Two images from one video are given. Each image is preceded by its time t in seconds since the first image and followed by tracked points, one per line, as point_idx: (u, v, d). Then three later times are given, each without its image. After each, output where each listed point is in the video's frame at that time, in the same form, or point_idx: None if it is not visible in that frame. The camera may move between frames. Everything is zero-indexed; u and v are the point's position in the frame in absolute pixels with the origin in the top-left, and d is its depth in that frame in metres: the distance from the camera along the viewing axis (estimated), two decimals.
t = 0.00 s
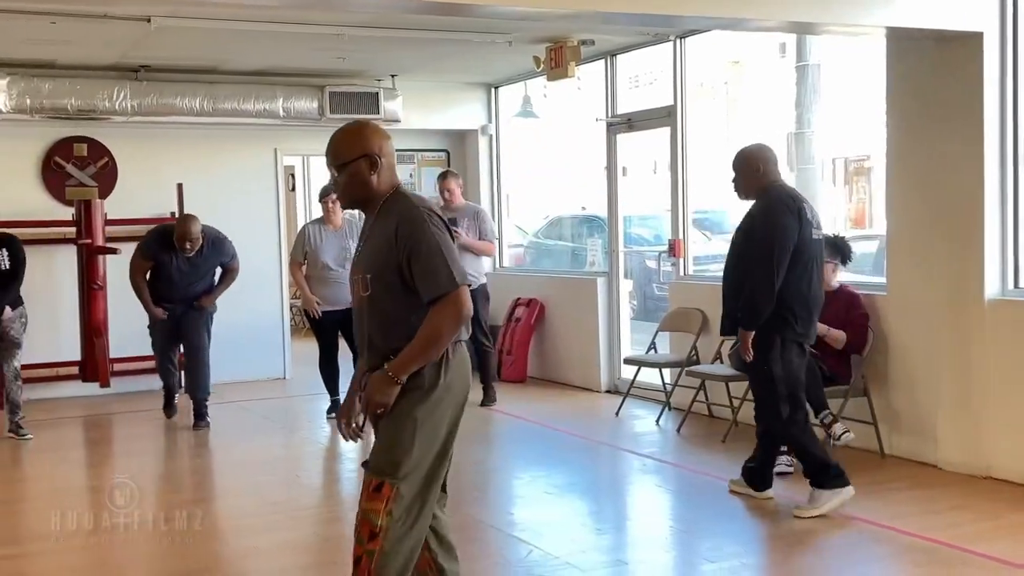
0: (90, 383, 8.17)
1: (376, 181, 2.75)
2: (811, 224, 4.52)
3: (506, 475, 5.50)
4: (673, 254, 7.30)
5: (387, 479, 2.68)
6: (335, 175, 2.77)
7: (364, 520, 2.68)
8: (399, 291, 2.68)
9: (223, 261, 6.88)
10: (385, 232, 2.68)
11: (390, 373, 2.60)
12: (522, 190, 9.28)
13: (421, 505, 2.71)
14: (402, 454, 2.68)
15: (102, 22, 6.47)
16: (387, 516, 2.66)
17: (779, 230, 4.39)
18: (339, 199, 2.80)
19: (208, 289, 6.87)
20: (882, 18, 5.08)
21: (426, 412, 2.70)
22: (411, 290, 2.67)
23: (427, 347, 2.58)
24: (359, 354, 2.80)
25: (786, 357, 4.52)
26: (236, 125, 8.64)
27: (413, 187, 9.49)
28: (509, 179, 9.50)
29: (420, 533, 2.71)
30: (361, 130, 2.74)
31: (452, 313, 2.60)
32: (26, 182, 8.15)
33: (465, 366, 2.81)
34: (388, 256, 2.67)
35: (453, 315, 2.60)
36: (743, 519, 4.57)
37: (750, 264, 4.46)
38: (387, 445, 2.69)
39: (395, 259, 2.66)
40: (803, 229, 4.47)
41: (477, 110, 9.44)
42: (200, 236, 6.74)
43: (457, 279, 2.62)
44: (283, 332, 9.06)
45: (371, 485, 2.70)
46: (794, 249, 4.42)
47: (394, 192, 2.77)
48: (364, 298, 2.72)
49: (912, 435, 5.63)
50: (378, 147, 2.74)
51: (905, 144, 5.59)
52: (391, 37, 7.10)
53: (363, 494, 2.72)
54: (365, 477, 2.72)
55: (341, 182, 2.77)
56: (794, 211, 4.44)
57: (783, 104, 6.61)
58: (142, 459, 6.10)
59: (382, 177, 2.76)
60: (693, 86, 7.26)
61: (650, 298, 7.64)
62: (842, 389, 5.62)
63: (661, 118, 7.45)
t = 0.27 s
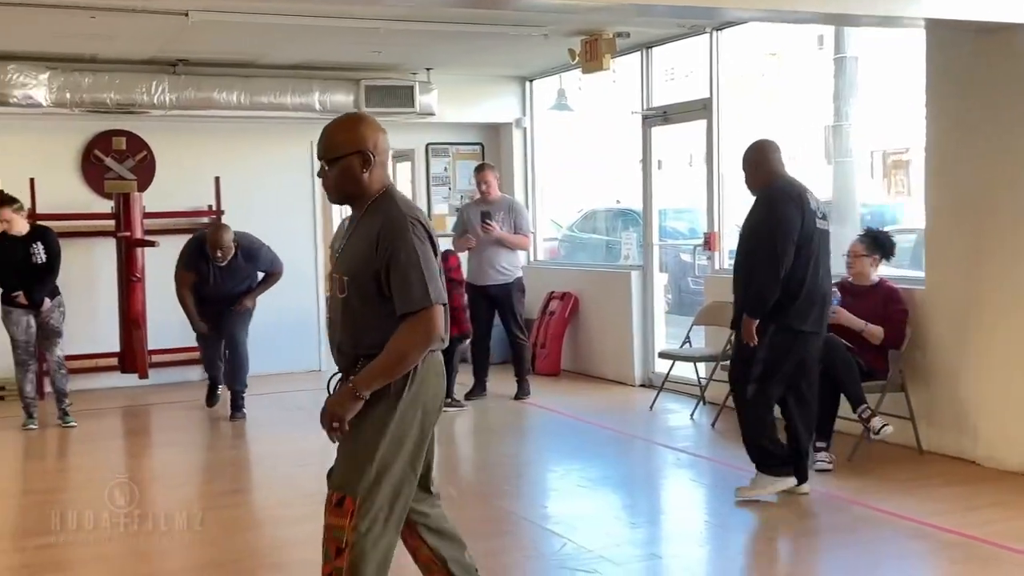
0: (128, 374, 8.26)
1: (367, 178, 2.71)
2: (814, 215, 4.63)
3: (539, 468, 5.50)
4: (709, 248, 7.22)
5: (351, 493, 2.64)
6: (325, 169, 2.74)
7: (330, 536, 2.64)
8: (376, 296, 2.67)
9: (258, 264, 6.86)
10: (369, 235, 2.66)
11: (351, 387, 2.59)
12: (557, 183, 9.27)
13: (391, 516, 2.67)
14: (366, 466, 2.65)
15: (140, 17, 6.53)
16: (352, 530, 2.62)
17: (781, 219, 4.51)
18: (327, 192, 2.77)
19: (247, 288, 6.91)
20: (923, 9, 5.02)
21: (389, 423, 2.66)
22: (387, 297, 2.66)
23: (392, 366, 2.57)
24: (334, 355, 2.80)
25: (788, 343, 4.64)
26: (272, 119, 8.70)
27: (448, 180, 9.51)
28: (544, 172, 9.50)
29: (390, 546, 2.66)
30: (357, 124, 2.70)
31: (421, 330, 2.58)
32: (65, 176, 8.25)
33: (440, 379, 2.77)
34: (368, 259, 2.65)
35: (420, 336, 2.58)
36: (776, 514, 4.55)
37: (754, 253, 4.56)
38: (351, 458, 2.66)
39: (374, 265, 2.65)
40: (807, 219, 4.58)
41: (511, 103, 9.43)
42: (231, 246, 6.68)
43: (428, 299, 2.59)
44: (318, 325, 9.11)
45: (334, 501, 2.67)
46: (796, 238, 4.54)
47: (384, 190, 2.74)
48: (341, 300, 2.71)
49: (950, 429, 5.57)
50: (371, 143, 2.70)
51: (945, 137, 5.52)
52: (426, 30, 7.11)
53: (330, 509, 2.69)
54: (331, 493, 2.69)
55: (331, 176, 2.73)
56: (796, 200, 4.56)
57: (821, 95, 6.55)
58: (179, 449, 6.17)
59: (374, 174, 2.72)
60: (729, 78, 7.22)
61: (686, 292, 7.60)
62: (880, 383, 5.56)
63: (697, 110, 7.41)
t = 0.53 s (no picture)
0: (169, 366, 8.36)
1: (358, 166, 2.58)
2: (813, 214, 4.65)
3: (575, 462, 5.50)
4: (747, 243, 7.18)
5: (366, 494, 2.59)
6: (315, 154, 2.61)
7: (353, 538, 2.62)
8: (360, 286, 2.53)
9: (292, 276, 6.86)
10: (354, 222, 2.52)
11: (315, 378, 2.45)
12: (594, 177, 9.26)
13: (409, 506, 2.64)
14: (375, 465, 2.58)
15: (182, 12, 6.60)
16: (376, 529, 2.60)
17: (774, 222, 4.55)
18: (318, 177, 2.63)
19: (286, 296, 6.96)
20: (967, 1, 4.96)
21: (391, 418, 2.58)
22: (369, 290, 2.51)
23: (359, 360, 2.42)
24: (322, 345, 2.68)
25: (794, 341, 4.67)
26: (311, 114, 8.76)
27: (485, 174, 9.53)
28: (581, 166, 9.49)
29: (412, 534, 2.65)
30: (348, 109, 2.56)
31: (393, 326, 2.43)
32: (108, 169, 8.36)
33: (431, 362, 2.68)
34: (353, 249, 2.51)
35: (390, 331, 2.42)
36: (813, 510, 4.52)
37: (752, 254, 4.61)
38: (356, 459, 2.59)
39: (358, 254, 2.50)
40: (804, 220, 4.61)
41: (549, 97, 9.43)
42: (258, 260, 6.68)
43: (404, 293, 2.43)
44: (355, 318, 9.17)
45: (350, 502, 2.61)
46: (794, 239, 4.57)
47: (375, 177, 2.60)
48: (325, 289, 2.57)
49: (990, 426, 5.51)
50: (363, 129, 2.57)
51: (988, 131, 5.46)
52: (464, 24, 7.13)
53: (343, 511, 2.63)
54: (339, 496, 2.62)
55: (321, 164, 2.61)
56: (793, 202, 4.59)
57: (862, 88, 6.49)
58: (219, 440, 6.23)
59: (364, 161, 2.58)
60: (768, 72, 7.17)
61: (723, 286, 7.57)
62: (919, 379, 5.51)
63: (736, 103, 7.37)
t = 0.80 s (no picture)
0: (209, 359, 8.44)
1: (348, 159, 2.51)
2: (809, 210, 4.67)
3: (611, 457, 5.49)
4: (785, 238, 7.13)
5: (386, 490, 2.47)
6: (308, 151, 2.55)
7: (378, 539, 2.47)
8: (358, 280, 2.46)
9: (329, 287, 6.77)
10: (347, 217, 2.45)
11: (317, 376, 2.38)
12: (631, 172, 9.24)
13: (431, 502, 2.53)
14: (392, 458, 2.47)
15: (222, 8, 6.65)
16: (403, 524, 2.47)
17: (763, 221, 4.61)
18: (311, 173, 2.58)
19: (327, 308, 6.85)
20: None
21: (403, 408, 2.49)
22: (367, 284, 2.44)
23: (360, 354, 2.34)
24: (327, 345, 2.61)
25: (795, 334, 4.71)
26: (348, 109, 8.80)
27: (522, 169, 9.54)
28: (618, 161, 9.46)
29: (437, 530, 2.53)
30: (337, 102, 2.50)
31: (391, 319, 2.34)
32: (149, 164, 8.45)
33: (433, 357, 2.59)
34: (347, 243, 2.44)
35: (389, 323, 2.34)
36: (853, 507, 4.49)
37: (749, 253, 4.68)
38: (372, 455, 2.47)
39: (353, 249, 2.43)
40: (798, 217, 4.64)
41: (586, 92, 9.41)
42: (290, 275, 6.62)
43: (400, 284, 2.35)
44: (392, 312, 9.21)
45: (370, 501, 2.48)
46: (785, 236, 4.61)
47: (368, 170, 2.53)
48: (324, 286, 2.50)
49: None
50: (352, 121, 2.51)
51: None
52: (501, 19, 7.12)
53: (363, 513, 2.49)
54: (357, 497, 2.49)
55: (312, 158, 2.55)
56: (785, 202, 4.63)
57: (903, 81, 6.42)
58: (258, 433, 6.29)
59: (355, 154, 2.52)
60: (807, 66, 7.11)
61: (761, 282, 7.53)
62: (960, 376, 5.45)
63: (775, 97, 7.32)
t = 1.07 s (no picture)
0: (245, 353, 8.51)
1: (335, 156, 2.52)
2: (821, 206, 4.68)
3: (646, 453, 5.47)
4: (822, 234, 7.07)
5: (389, 489, 2.45)
6: (293, 149, 2.55)
7: (386, 540, 2.45)
8: (347, 277, 2.44)
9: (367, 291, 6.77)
10: (335, 211, 2.44)
11: (327, 375, 2.35)
12: (667, 167, 9.20)
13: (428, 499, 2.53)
14: (391, 458, 2.44)
15: (259, 4, 6.68)
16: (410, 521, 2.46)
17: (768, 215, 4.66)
18: (296, 170, 2.57)
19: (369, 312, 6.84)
20: None
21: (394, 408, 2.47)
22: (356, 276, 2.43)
23: (365, 348, 2.33)
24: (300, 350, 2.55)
25: (807, 327, 4.73)
26: (384, 104, 8.82)
27: (557, 164, 9.53)
28: (653, 156, 9.42)
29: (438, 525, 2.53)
30: (324, 100, 2.51)
31: (396, 309, 2.35)
32: (186, 159, 8.52)
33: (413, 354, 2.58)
34: (334, 237, 2.43)
35: (394, 315, 2.34)
36: (891, 506, 4.44)
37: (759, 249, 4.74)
38: (371, 458, 2.44)
39: (342, 242, 2.42)
40: (806, 212, 4.65)
41: (622, 86, 9.37)
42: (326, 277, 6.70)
43: (401, 276, 2.36)
44: (427, 307, 9.24)
45: (374, 502, 2.45)
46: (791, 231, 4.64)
47: (352, 169, 2.54)
48: (306, 281, 2.47)
49: None
50: (339, 118, 2.51)
51: None
52: (536, 13, 7.12)
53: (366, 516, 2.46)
54: (357, 501, 2.46)
55: (296, 155, 2.55)
56: (795, 199, 4.66)
57: (943, 75, 6.34)
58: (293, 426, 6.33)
59: (341, 151, 2.52)
60: (845, 60, 7.04)
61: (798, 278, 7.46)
62: (1000, 374, 5.37)
63: (812, 91, 7.26)
